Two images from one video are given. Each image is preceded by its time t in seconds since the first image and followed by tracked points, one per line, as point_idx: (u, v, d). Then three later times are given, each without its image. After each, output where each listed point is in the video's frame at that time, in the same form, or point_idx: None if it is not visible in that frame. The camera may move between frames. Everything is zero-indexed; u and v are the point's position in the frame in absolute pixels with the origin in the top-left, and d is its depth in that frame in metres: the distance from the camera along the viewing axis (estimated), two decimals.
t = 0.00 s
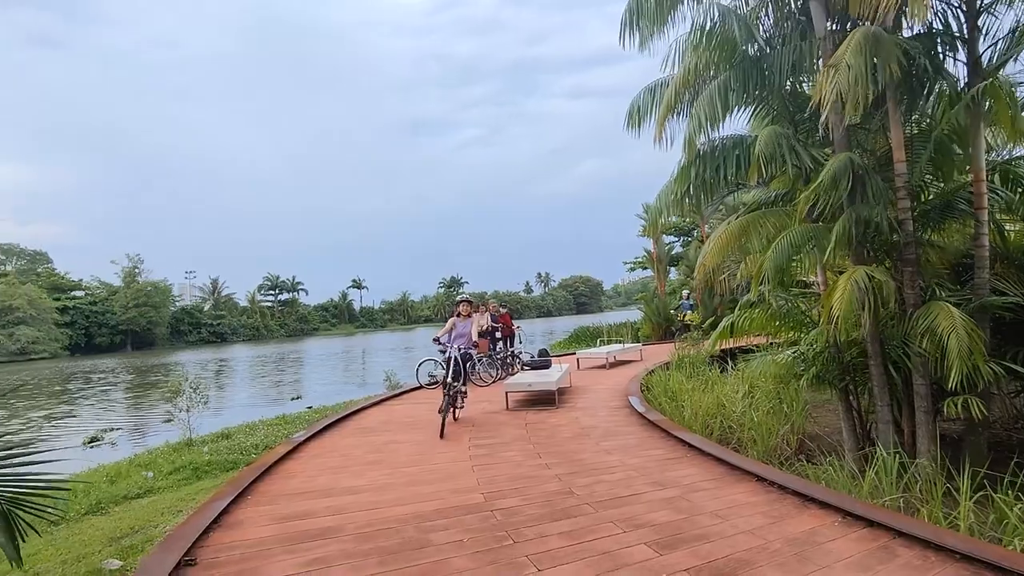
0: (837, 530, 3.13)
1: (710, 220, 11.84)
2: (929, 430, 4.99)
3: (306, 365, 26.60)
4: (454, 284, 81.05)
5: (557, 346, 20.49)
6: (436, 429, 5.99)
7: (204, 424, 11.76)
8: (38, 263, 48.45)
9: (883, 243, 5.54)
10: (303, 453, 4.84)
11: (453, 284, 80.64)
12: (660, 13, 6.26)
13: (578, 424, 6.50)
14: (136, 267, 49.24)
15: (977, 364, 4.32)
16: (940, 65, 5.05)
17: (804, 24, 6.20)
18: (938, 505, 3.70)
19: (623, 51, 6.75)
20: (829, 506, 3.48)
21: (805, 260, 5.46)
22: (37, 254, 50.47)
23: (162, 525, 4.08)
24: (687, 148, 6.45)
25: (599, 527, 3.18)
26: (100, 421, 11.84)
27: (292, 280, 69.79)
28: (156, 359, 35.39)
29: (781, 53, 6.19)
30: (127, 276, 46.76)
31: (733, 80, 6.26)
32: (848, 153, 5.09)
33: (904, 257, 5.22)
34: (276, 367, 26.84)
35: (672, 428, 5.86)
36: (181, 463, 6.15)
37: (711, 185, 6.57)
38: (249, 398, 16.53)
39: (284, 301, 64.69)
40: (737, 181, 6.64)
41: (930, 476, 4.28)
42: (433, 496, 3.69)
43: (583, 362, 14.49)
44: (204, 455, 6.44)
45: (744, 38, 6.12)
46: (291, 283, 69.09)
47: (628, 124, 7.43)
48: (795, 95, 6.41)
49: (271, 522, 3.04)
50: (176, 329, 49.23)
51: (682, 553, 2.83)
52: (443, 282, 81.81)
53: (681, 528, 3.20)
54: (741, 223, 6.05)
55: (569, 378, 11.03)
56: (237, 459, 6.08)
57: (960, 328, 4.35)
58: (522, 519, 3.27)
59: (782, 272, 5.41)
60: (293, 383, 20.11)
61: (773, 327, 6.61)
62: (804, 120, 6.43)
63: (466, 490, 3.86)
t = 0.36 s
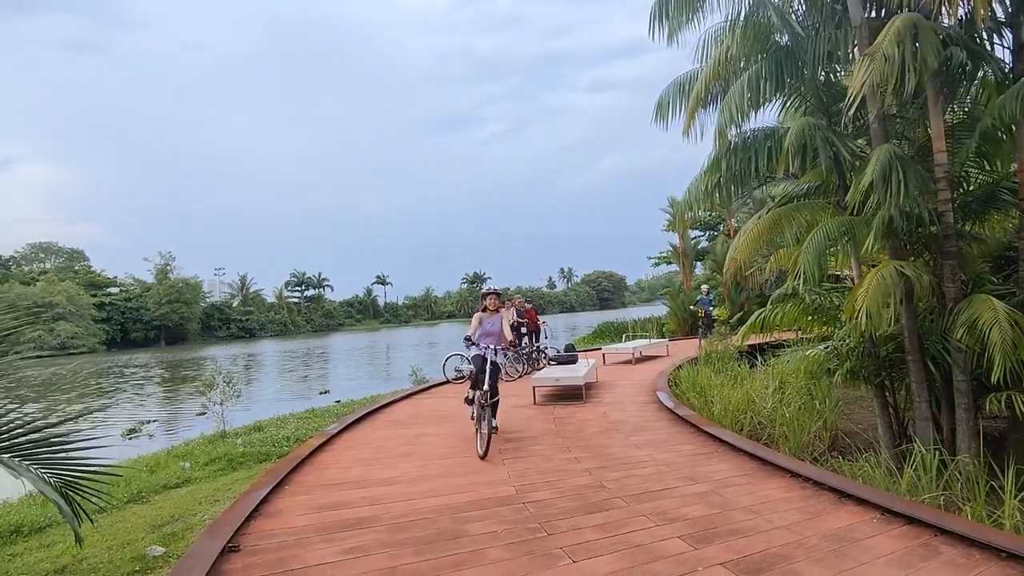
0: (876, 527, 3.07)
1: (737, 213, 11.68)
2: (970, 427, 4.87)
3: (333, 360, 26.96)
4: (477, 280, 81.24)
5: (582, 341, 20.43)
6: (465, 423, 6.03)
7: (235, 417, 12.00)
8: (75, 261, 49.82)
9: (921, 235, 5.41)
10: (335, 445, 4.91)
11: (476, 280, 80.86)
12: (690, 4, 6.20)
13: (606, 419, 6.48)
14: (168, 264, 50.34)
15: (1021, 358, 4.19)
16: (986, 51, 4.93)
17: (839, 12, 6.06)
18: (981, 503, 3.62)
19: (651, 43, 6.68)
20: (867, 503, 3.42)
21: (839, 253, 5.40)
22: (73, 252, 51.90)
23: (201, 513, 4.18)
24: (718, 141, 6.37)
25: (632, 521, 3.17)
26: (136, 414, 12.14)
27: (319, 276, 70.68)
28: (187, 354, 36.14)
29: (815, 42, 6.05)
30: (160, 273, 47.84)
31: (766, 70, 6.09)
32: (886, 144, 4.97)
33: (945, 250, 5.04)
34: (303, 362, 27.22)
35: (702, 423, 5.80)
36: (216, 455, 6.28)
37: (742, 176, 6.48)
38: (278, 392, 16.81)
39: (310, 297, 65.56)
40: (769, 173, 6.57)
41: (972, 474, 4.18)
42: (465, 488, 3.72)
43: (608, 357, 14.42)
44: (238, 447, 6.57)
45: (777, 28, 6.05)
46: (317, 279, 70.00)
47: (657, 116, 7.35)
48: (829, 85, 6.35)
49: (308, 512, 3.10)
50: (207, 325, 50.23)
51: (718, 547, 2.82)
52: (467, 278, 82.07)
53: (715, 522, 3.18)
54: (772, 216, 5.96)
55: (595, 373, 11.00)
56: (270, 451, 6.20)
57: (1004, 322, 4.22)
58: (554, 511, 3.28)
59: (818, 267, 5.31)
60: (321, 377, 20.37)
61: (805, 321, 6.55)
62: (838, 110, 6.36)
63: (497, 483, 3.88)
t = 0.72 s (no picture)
0: (908, 521, 3.05)
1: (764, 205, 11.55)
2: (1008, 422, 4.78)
3: (357, 352, 27.31)
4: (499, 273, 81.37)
5: (604, 335, 20.38)
6: (490, 414, 6.09)
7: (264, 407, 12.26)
8: (108, 254, 51.05)
9: (958, 226, 5.31)
10: (364, 434, 5.02)
11: (498, 273, 81.03)
12: None
13: (630, 412, 6.49)
14: (196, 257, 51.30)
15: None
16: None
17: None
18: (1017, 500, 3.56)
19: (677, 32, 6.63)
20: (898, 497, 3.39)
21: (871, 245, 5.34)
22: (107, 246, 53.19)
23: (236, 498, 4.32)
24: (746, 131, 6.31)
25: (658, 511, 3.20)
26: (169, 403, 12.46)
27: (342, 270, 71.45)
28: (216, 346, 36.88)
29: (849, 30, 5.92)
30: (189, 266, 48.80)
31: (797, 58, 6.00)
32: (922, 133, 4.89)
33: (983, 241, 4.97)
34: (327, 354, 27.60)
35: (729, 416, 5.78)
36: (248, 443, 6.44)
37: (770, 167, 6.42)
38: (304, 384, 17.11)
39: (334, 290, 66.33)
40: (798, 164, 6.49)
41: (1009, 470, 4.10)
42: (493, 477, 3.77)
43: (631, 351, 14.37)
44: (268, 436, 6.73)
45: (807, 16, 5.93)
46: (341, 272, 70.77)
47: (682, 107, 7.30)
48: (861, 74, 6.19)
49: (341, 498, 3.19)
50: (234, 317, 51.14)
51: (745, 538, 2.83)
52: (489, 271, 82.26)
53: (743, 514, 3.19)
54: (802, 207, 5.90)
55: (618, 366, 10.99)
56: (300, 440, 6.34)
57: None
58: (581, 501, 3.32)
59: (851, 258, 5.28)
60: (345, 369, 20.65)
61: (834, 314, 6.47)
62: (872, 99, 6.24)
63: (524, 472, 3.93)
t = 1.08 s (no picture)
0: (933, 515, 3.04)
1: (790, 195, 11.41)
2: None
3: (380, 342, 27.64)
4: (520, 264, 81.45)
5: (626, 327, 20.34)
6: (512, 404, 6.16)
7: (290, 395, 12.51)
8: (138, 246, 52.17)
9: (992, 217, 5.21)
10: (388, 421, 5.13)
11: (518, 265, 81.17)
12: None
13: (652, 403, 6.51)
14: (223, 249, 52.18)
15: None
16: None
17: None
18: None
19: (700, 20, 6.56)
20: (924, 491, 3.36)
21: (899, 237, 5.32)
22: (137, 237, 54.34)
23: (265, 483, 4.46)
24: (772, 119, 6.26)
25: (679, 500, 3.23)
26: (198, 391, 12.78)
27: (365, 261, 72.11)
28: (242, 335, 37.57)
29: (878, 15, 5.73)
30: (215, 257, 49.66)
31: (824, 46, 5.91)
32: (955, 122, 4.81)
33: (1017, 233, 4.89)
34: (350, 344, 27.96)
35: (751, 408, 5.76)
36: (276, 430, 6.60)
37: (796, 157, 6.36)
38: (328, 373, 17.40)
39: (357, 282, 67.01)
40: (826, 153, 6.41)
41: None
42: (515, 465, 3.84)
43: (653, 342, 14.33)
44: (295, 423, 6.89)
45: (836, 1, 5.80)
46: (363, 263, 71.43)
47: (706, 95, 7.24)
48: (892, 60, 6.09)
49: (368, 483, 3.29)
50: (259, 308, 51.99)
51: (765, 528, 2.85)
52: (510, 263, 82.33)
53: (764, 505, 3.20)
54: (829, 198, 5.85)
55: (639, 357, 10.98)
56: (325, 427, 6.47)
57: None
58: (602, 489, 3.37)
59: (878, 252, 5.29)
60: (368, 359, 20.92)
61: (860, 307, 6.43)
62: (903, 87, 6.12)
63: (546, 461, 3.99)
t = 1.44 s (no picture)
0: (954, 508, 3.03)
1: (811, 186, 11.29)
2: None
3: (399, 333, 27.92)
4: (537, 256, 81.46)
5: (643, 319, 20.28)
6: (529, 395, 6.21)
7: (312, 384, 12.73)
8: (162, 237, 53.07)
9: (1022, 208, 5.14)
10: (408, 410, 5.22)
11: (536, 257, 81.20)
12: None
13: (669, 394, 6.53)
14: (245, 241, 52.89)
15: None
16: None
17: None
18: None
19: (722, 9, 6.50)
20: (945, 484, 3.35)
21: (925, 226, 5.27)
22: (161, 229, 55.28)
23: (289, 469, 4.59)
24: (795, 110, 6.20)
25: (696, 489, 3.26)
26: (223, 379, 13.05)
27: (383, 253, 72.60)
28: (263, 326, 38.13)
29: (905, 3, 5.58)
30: (237, 249, 50.34)
31: (849, 34, 5.75)
32: (985, 111, 4.75)
33: None
34: (369, 335, 28.29)
35: (769, 400, 5.73)
36: (298, 418, 6.74)
37: (820, 148, 6.32)
38: (348, 363, 17.65)
39: (376, 273, 67.52)
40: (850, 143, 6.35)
41: None
42: (533, 453, 3.89)
43: (671, 335, 14.29)
44: (317, 411, 7.03)
45: None
46: (382, 255, 71.92)
47: (728, 85, 7.17)
48: (920, 48, 5.99)
49: (390, 469, 3.36)
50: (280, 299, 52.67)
51: (783, 518, 2.87)
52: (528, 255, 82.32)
53: (782, 496, 3.21)
54: (853, 189, 5.80)
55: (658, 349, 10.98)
56: (347, 415, 6.60)
57: None
58: (619, 478, 3.41)
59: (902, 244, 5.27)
60: (387, 350, 21.14)
61: (885, 300, 6.37)
62: (931, 75, 6.06)
63: (564, 450, 4.04)
